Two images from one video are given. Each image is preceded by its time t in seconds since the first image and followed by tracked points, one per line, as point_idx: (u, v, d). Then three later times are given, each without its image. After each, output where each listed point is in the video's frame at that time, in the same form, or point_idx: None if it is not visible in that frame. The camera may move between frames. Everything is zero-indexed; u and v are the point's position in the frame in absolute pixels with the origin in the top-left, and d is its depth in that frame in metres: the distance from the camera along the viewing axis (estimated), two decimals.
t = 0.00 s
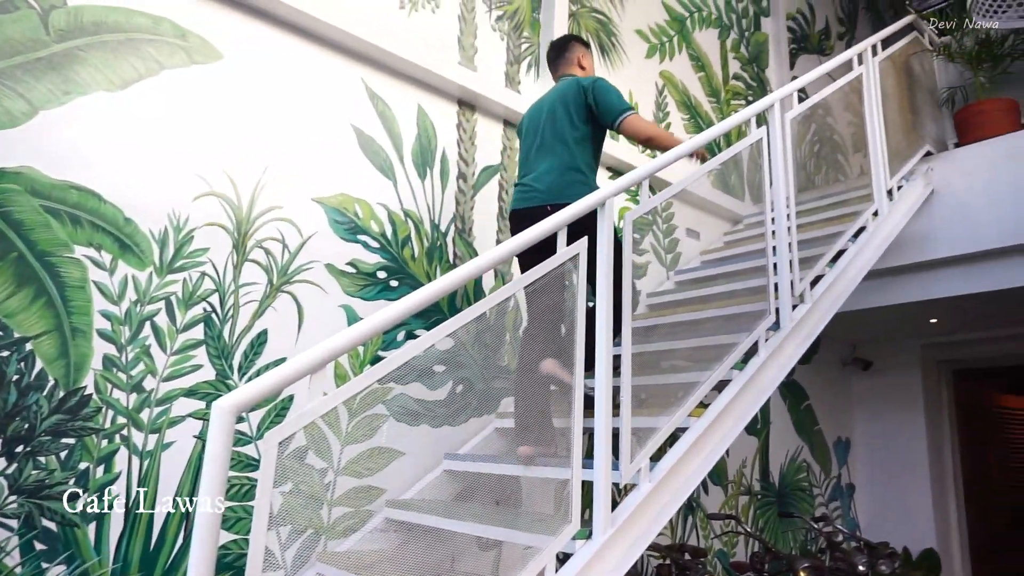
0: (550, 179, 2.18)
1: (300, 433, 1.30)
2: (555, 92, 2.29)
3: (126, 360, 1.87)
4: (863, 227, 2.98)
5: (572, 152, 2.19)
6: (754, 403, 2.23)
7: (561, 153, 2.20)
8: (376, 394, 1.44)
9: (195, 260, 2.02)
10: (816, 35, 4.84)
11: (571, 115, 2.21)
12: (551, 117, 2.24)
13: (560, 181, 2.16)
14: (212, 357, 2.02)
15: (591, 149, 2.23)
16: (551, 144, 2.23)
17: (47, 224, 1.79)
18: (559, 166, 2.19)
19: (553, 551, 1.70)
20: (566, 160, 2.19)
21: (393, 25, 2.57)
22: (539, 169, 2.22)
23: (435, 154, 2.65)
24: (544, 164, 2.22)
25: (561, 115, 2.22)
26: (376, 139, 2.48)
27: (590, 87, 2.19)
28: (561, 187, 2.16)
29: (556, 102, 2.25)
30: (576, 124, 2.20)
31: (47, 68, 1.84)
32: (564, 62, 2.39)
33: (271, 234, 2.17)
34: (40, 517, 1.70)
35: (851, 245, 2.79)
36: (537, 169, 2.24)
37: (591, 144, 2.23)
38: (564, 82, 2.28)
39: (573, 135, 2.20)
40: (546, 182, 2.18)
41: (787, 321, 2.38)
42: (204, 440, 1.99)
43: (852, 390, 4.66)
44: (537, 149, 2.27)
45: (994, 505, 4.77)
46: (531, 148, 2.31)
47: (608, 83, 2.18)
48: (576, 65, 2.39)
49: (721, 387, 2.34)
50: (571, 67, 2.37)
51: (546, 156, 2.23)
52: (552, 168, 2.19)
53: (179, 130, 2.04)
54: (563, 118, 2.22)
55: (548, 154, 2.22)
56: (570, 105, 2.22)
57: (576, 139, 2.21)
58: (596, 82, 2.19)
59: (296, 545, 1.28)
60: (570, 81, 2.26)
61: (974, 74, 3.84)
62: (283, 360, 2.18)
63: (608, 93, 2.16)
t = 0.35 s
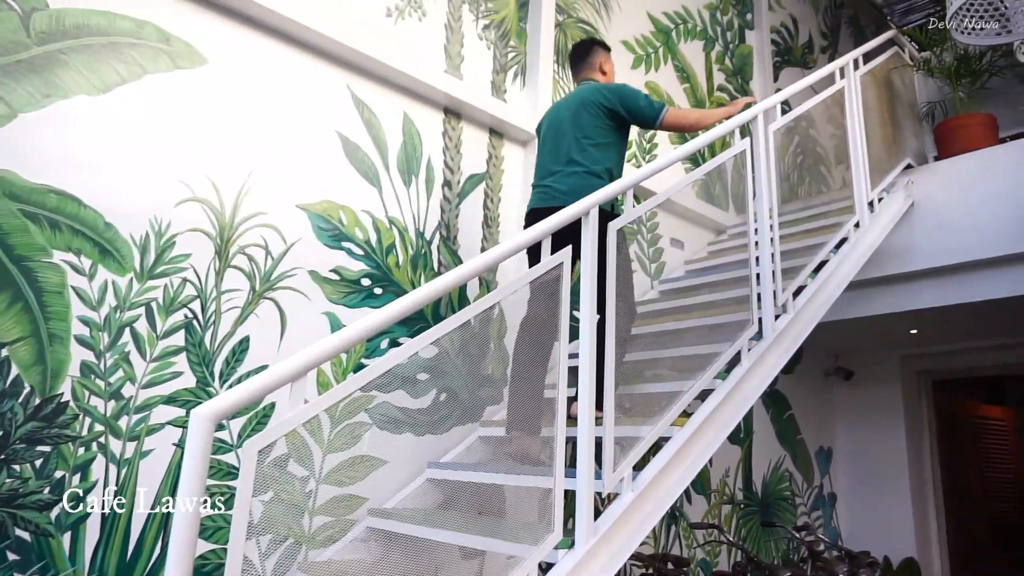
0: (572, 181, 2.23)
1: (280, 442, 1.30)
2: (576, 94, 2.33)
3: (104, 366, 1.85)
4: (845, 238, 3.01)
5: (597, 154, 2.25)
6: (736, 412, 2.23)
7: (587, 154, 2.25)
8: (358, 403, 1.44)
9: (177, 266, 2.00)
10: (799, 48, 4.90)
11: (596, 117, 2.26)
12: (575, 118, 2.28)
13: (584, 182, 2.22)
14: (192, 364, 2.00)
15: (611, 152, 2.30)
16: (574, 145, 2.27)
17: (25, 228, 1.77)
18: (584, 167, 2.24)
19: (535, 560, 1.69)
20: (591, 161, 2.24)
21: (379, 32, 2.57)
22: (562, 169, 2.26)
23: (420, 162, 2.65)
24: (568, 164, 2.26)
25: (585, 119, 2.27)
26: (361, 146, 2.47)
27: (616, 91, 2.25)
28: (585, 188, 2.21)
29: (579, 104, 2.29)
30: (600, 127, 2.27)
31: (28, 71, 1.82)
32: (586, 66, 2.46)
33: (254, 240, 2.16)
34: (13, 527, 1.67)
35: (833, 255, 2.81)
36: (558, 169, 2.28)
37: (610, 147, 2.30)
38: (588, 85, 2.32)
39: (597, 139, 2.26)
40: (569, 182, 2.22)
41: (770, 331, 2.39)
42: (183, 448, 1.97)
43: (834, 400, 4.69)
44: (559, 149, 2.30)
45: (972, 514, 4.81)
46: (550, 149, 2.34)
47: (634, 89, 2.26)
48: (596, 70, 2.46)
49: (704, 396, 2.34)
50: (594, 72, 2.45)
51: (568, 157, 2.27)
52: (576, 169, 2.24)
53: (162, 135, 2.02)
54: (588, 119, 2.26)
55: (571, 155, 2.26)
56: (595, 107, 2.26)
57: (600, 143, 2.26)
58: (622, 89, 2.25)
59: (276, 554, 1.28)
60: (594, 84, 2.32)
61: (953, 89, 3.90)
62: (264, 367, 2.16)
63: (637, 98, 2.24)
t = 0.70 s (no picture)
0: (578, 171, 2.34)
1: (267, 449, 1.30)
2: (589, 87, 2.44)
3: (89, 373, 1.83)
4: (832, 247, 3.03)
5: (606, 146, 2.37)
6: (723, 420, 2.24)
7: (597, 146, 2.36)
8: (346, 410, 1.44)
9: (164, 272, 1.99)
10: (787, 58, 4.95)
11: (608, 111, 2.38)
12: (587, 111, 2.39)
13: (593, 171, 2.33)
14: (178, 371, 1.98)
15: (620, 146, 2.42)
16: (585, 137, 2.38)
17: (9, 234, 1.75)
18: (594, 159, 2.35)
19: (521, 569, 1.66)
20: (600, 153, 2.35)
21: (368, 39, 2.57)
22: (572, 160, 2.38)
23: (409, 169, 2.65)
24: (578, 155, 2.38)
25: (595, 112, 2.38)
26: (350, 153, 2.47)
27: (628, 88, 2.38)
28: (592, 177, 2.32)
29: (592, 98, 2.40)
30: (610, 121, 2.38)
31: (13, 76, 1.81)
32: (603, 59, 2.57)
33: (241, 247, 2.15)
34: None
35: (819, 264, 2.84)
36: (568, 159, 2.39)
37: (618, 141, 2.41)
38: (601, 80, 2.43)
39: (604, 133, 2.37)
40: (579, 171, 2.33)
41: (757, 339, 2.40)
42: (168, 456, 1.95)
43: (821, 407, 4.71)
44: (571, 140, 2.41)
45: (957, 521, 4.85)
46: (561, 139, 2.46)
47: (644, 88, 2.38)
48: (611, 64, 2.58)
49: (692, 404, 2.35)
50: (608, 65, 2.57)
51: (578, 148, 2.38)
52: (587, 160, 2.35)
53: (150, 140, 2.01)
54: (600, 114, 2.38)
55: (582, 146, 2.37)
56: (607, 102, 2.38)
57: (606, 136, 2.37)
58: (633, 88, 2.37)
59: (263, 563, 1.28)
60: (606, 80, 2.43)
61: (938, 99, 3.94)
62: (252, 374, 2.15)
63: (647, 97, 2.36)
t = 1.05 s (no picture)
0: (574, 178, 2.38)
1: (244, 457, 1.29)
2: (584, 103, 2.51)
3: (63, 381, 1.80)
4: (811, 257, 3.06)
5: (599, 154, 2.40)
6: (703, 430, 2.25)
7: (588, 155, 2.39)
8: (325, 418, 1.43)
9: (142, 278, 1.96)
10: (768, 70, 5.01)
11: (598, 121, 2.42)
12: (580, 123, 2.45)
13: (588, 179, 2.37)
14: (155, 379, 1.96)
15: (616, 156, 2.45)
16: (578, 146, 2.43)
17: None
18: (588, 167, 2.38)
19: None
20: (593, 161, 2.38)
21: (351, 47, 2.57)
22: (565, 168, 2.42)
23: (392, 177, 2.64)
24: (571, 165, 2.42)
25: (588, 121, 2.43)
26: (332, 160, 2.46)
27: (616, 96, 2.41)
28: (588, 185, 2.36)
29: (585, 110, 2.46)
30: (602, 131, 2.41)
31: None
32: (593, 77, 2.62)
33: (221, 253, 2.13)
34: None
35: (799, 274, 2.86)
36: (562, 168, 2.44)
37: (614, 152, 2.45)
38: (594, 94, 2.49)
39: (597, 140, 2.40)
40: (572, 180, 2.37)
41: (737, 349, 2.42)
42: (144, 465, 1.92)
43: (801, 416, 4.75)
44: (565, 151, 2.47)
45: (936, 530, 4.90)
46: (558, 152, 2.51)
47: (633, 95, 2.40)
48: (604, 80, 2.63)
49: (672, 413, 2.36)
50: (600, 83, 2.62)
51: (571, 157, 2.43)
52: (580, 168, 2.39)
53: (129, 145, 1.99)
54: (591, 124, 2.42)
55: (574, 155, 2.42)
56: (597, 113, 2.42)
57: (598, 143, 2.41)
58: (621, 94, 2.40)
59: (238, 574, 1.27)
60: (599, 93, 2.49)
61: (915, 113, 4.01)
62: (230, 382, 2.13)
63: (634, 103, 2.37)
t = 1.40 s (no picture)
0: (575, 175, 2.47)
1: (222, 465, 1.29)
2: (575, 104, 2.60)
3: (34, 389, 1.77)
4: (789, 270, 3.09)
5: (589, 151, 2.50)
6: (682, 442, 2.26)
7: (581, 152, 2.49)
8: (302, 429, 1.42)
9: (117, 285, 1.94)
10: (748, 85, 5.07)
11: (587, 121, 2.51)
12: (573, 123, 2.54)
13: (584, 177, 2.47)
14: (129, 388, 1.93)
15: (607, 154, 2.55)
16: (575, 144, 2.52)
17: None
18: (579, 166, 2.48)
19: None
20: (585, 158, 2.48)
21: (334, 55, 2.57)
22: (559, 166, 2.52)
23: (373, 186, 2.64)
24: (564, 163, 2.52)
25: (580, 121, 2.53)
26: (313, 168, 2.46)
27: (602, 97, 2.48)
28: (587, 183, 2.46)
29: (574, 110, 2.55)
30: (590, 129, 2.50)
31: None
32: (585, 80, 2.69)
33: (198, 261, 2.11)
34: None
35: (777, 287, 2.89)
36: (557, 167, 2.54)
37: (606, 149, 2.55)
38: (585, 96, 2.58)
39: (591, 137, 2.50)
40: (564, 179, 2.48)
41: (715, 361, 2.44)
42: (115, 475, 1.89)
43: (779, 428, 4.79)
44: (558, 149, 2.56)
45: (911, 542, 4.94)
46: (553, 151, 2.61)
47: (615, 91, 2.48)
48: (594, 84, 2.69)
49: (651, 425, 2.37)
50: (591, 86, 2.70)
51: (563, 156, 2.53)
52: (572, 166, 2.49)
53: (107, 151, 1.97)
54: (583, 124, 2.52)
55: (569, 155, 2.52)
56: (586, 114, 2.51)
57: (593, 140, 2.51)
58: (605, 93, 2.48)
59: None
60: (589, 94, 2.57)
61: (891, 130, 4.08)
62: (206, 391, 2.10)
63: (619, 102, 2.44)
